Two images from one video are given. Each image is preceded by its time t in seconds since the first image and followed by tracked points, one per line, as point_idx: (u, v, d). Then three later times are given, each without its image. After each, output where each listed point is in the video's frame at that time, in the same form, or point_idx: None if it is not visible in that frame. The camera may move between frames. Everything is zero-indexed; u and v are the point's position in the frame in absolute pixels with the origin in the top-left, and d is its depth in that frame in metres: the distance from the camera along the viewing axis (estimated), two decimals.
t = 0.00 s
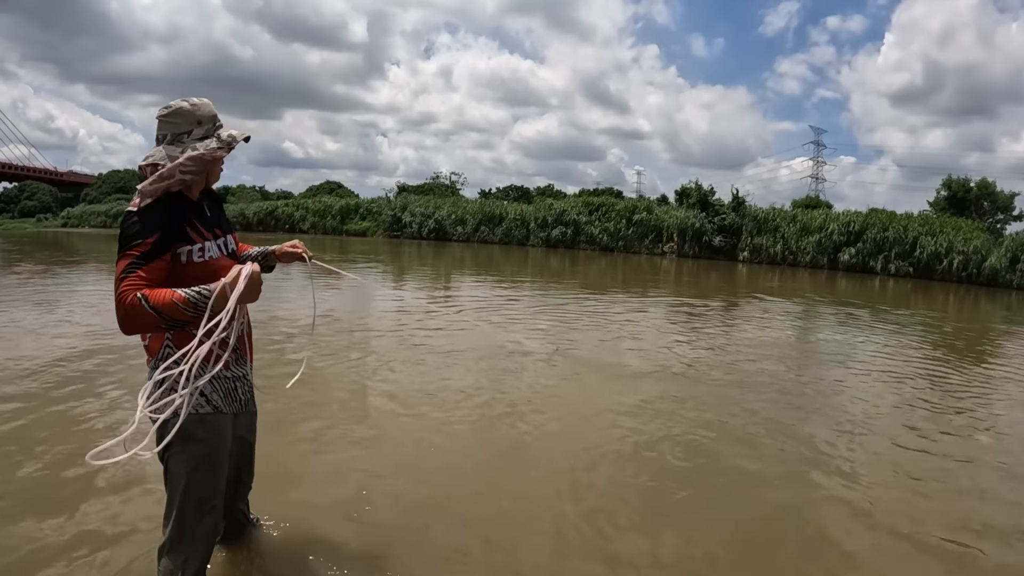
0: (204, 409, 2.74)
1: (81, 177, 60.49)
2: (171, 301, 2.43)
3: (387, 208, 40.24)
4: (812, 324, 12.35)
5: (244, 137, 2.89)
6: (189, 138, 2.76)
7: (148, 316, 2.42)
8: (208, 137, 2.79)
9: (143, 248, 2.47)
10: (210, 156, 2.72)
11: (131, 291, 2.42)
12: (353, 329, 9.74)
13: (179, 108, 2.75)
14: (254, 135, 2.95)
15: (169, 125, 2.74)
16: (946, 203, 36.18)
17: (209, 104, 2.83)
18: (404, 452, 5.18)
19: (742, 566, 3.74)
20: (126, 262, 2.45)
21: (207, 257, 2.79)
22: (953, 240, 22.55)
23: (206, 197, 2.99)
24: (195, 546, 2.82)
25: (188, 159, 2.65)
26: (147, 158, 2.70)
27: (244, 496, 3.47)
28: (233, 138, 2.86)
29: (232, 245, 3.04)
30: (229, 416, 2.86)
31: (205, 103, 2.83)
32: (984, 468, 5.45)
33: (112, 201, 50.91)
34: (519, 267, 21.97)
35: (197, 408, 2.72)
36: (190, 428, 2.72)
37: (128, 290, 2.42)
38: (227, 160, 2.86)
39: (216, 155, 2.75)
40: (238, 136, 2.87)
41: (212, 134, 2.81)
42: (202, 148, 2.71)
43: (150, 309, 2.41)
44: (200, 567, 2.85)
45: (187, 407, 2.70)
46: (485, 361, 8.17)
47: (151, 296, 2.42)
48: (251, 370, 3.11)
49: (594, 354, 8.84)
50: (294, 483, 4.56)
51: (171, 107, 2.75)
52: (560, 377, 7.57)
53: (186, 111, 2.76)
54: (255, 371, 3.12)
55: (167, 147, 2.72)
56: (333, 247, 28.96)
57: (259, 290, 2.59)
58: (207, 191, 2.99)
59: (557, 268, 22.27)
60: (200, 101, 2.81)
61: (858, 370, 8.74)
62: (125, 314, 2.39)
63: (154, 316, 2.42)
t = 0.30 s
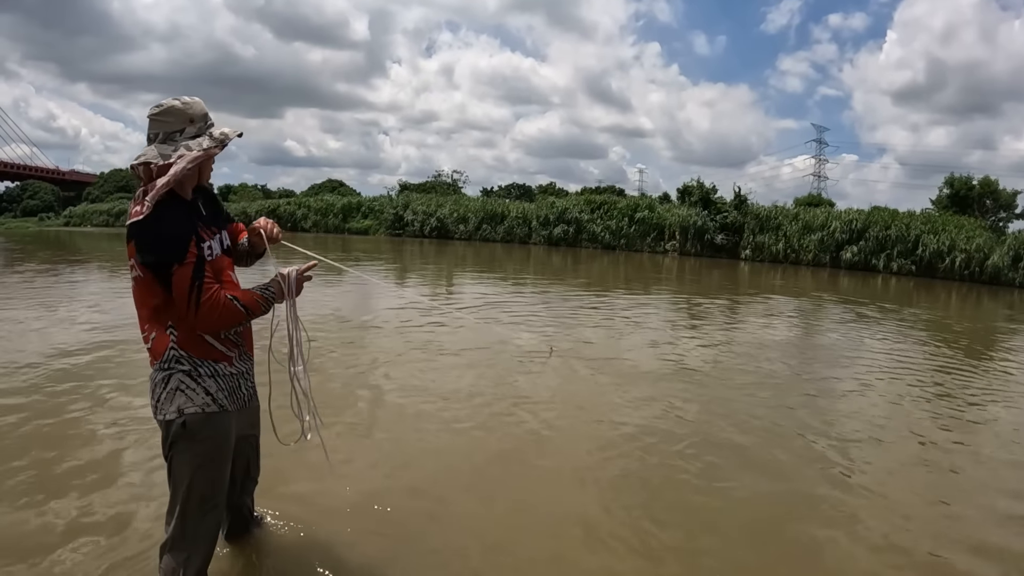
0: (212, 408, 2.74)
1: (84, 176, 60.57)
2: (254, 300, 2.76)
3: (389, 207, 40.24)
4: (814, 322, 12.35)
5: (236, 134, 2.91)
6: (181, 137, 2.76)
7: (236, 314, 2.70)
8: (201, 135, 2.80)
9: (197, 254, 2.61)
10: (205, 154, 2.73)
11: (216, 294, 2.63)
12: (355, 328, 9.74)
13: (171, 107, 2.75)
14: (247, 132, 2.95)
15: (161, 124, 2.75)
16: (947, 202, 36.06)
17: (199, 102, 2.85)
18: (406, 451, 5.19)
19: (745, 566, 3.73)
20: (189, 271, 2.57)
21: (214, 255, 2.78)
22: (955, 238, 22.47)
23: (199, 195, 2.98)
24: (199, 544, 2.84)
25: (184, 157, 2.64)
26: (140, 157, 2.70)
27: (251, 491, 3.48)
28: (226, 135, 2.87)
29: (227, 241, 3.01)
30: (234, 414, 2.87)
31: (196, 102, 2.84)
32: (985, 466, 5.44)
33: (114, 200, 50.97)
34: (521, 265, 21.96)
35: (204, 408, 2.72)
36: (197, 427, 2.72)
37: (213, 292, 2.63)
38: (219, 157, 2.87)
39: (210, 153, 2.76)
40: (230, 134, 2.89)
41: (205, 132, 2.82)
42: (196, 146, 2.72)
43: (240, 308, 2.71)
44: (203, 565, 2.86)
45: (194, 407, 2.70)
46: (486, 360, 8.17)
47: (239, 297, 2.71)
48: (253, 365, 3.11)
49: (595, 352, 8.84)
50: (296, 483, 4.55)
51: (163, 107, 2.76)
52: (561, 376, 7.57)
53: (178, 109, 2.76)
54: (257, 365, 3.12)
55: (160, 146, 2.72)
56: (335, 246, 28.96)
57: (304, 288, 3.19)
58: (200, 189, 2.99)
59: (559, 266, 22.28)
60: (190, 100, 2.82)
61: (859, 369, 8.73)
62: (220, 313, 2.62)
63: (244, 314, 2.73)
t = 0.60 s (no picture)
0: (213, 405, 2.74)
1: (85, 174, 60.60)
2: (277, 282, 2.87)
3: (390, 205, 40.25)
4: (814, 321, 12.36)
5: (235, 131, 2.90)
6: (179, 136, 2.76)
7: (263, 295, 2.80)
8: (199, 133, 2.80)
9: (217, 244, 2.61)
10: (203, 153, 2.73)
11: (242, 280, 2.69)
12: (356, 326, 9.76)
13: (168, 107, 2.76)
14: (245, 129, 2.94)
15: (159, 124, 2.75)
16: (948, 200, 36.04)
17: (197, 100, 2.84)
18: (409, 449, 5.17)
19: (748, 565, 3.71)
20: (209, 263, 2.56)
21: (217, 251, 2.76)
22: (957, 237, 22.43)
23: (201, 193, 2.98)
24: (202, 542, 2.84)
25: (180, 157, 2.65)
26: (139, 158, 2.71)
27: (256, 487, 3.48)
28: (224, 133, 2.87)
29: (230, 237, 2.97)
30: (236, 411, 2.86)
31: (194, 100, 2.84)
32: (988, 465, 5.43)
33: (115, 199, 51.00)
34: (522, 263, 21.95)
35: (206, 405, 2.72)
36: (198, 425, 2.72)
37: (239, 278, 2.69)
38: (218, 155, 2.86)
39: (208, 150, 2.75)
40: (229, 131, 2.88)
41: (203, 130, 2.82)
42: (192, 145, 2.71)
43: (267, 290, 2.81)
44: (206, 562, 2.86)
45: (196, 404, 2.69)
46: (487, 358, 8.17)
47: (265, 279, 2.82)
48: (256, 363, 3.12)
49: (597, 350, 8.85)
50: (299, 481, 4.56)
51: (160, 106, 2.76)
52: (563, 374, 7.58)
53: (175, 108, 2.77)
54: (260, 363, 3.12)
55: (158, 146, 2.72)
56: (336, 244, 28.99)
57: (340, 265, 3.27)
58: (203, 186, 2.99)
59: (560, 264, 22.29)
60: (188, 98, 2.82)
61: (861, 367, 8.71)
62: (247, 296, 2.70)
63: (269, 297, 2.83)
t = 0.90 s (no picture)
0: (209, 403, 2.73)
1: (85, 174, 60.60)
2: (261, 289, 2.84)
3: (391, 203, 40.25)
4: (815, 319, 12.36)
5: (246, 126, 2.89)
6: (189, 131, 2.77)
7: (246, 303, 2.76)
8: (210, 128, 2.80)
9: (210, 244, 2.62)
10: (212, 146, 2.72)
11: (226, 284, 2.65)
12: (358, 325, 9.76)
13: (179, 103, 2.77)
14: (256, 125, 2.94)
15: (170, 120, 2.77)
16: (949, 198, 36.04)
17: (209, 96, 2.85)
18: (412, 449, 5.16)
19: (751, 564, 3.71)
20: (200, 262, 2.57)
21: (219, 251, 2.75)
22: (957, 235, 22.39)
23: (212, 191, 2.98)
24: (203, 542, 2.83)
25: (188, 152, 2.65)
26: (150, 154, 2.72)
27: (259, 487, 3.48)
28: (235, 128, 2.86)
29: (237, 237, 2.98)
30: (234, 410, 2.86)
31: (206, 96, 2.84)
32: (991, 464, 5.42)
33: (116, 198, 51.01)
34: (523, 262, 21.93)
35: (201, 402, 2.72)
36: (195, 423, 2.71)
37: (224, 287, 2.65)
38: (229, 150, 2.85)
39: (218, 145, 2.74)
40: (240, 126, 2.88)
41: (214, 125, 2.82)
42: (202, 139, 2.71)
43: (250, 298, 2.77)
44: (209, 562, 2.86)
45: (191, 401, 2.69)
46: (489, 357, 8.16)
47: (249, 287, 2.79)
48: (257, 364, 3.12)
49: (598, 349, 8.84)
50: (301, 481, 4.55)
51: (172, 103, 2.78)
52: (565, 372, 7.57)
53: (186, 104, 2.78)
54: (261, 364, 3.12)
55: (169, 142, 2.73)
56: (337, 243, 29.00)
57: (318, 275, 3.25)
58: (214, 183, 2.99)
59: (562, 263, 22.25)
60: (200, 94, 2.82)
61: (863, 366, 8.70)
62: (230, 303, 2.66)
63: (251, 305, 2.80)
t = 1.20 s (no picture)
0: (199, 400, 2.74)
1: (86, 174, 60.60)
2: (227, 284, 2.57)
3: (391, 202, 40.25)
4: (817, 317, 12.36)
5: (260, 127, 2.89)
6: (203, 130, 2.77)
7: (211, 301, 2.58)
8: (224, 127, 2.80)
9: (185, 241, 2.55)
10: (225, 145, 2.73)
11: (188, 282, 2.54)
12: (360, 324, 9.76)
13: (195, 102, 2.77)
14: (270, 126, 2.94)
15: (185, 118, 2.77)
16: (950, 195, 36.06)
17: (224, 95, 2.84)
18: (415, 449, 5.14)
19: (757, 564, 3.67)
20: (170, 257, 2.51)
21: (221, 252, 2.75)
22: (959, 232, 22.38)
23: (224, 191, 3.01)
24: (205, 540, 2.83)
25: (200, 150, 2.67)
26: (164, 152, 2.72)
27: (267, 487, 3.50)
28: (249, 127, 2.86)
29: (247, 240, 3.00)
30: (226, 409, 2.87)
31: (221, 95, 2.84)
32: (997, 462, 5.39)
33: (116, 199, 51.01)
34: (524, 260, 21.94)
35: (191, 399, 2.73)
36: (186, 421, 2.72)
37: (184, 286, 2.53)
38: (242, 149, 2.86)
39: (231, 143, 2.75)
40: (254, 126, 2.87)
41: (228, 124, 2.82)
42: (215, 138, 2.72)
43: (212, 296, 2.56)
44: (214, 561, 2.86)
45: (180, 399, 2.70)
46: (491, 355, 8.16)
47: (211, 283, 2.55)
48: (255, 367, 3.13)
49: (600, 347, 8.83)
50: (304, 480, 4.54)
51: (187, 101, 2.78)
52: (567, 371, 7.57)
53: (201, 103, 2.77)
54: (259, 367, 3.13)
55: (183, 139, 2.73)
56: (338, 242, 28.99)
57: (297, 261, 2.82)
58: (226, 183, 3.02)
59: (563, 261, 22.25)
60: (215, 93, 2.82)
61: (865, 363, 8.69)
62: (188, 302, 2.54)
63: (216, 304, 2.59)
